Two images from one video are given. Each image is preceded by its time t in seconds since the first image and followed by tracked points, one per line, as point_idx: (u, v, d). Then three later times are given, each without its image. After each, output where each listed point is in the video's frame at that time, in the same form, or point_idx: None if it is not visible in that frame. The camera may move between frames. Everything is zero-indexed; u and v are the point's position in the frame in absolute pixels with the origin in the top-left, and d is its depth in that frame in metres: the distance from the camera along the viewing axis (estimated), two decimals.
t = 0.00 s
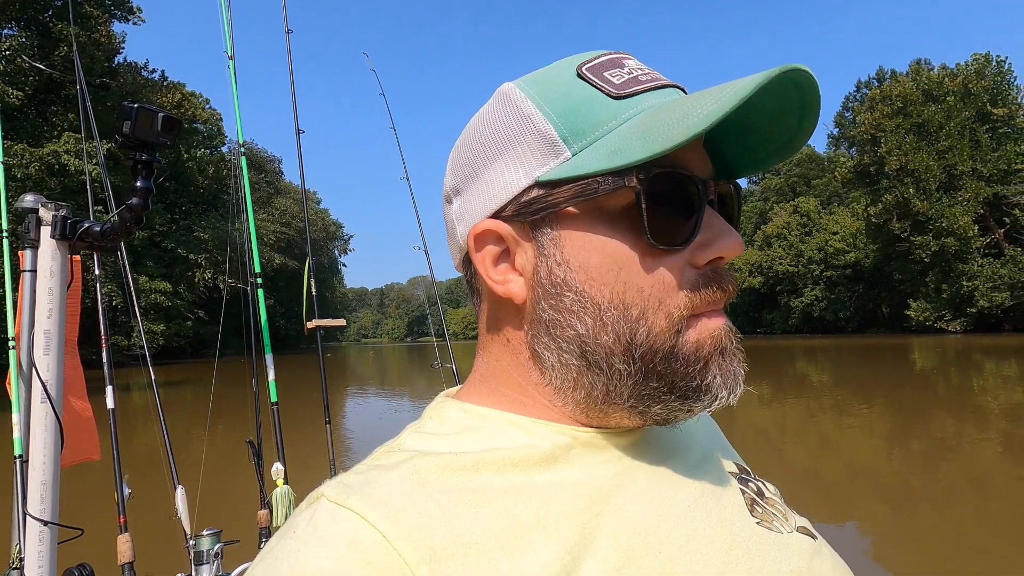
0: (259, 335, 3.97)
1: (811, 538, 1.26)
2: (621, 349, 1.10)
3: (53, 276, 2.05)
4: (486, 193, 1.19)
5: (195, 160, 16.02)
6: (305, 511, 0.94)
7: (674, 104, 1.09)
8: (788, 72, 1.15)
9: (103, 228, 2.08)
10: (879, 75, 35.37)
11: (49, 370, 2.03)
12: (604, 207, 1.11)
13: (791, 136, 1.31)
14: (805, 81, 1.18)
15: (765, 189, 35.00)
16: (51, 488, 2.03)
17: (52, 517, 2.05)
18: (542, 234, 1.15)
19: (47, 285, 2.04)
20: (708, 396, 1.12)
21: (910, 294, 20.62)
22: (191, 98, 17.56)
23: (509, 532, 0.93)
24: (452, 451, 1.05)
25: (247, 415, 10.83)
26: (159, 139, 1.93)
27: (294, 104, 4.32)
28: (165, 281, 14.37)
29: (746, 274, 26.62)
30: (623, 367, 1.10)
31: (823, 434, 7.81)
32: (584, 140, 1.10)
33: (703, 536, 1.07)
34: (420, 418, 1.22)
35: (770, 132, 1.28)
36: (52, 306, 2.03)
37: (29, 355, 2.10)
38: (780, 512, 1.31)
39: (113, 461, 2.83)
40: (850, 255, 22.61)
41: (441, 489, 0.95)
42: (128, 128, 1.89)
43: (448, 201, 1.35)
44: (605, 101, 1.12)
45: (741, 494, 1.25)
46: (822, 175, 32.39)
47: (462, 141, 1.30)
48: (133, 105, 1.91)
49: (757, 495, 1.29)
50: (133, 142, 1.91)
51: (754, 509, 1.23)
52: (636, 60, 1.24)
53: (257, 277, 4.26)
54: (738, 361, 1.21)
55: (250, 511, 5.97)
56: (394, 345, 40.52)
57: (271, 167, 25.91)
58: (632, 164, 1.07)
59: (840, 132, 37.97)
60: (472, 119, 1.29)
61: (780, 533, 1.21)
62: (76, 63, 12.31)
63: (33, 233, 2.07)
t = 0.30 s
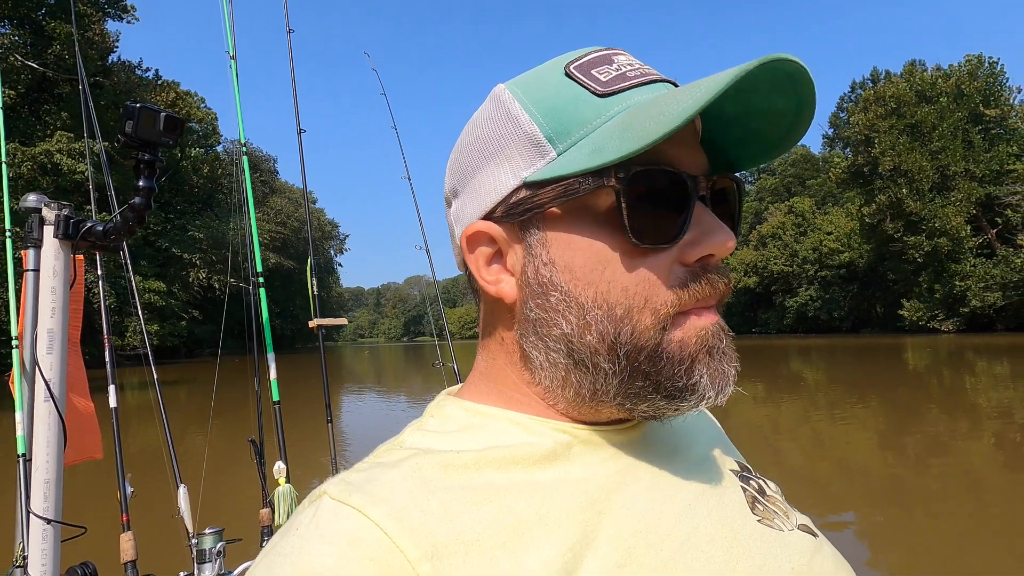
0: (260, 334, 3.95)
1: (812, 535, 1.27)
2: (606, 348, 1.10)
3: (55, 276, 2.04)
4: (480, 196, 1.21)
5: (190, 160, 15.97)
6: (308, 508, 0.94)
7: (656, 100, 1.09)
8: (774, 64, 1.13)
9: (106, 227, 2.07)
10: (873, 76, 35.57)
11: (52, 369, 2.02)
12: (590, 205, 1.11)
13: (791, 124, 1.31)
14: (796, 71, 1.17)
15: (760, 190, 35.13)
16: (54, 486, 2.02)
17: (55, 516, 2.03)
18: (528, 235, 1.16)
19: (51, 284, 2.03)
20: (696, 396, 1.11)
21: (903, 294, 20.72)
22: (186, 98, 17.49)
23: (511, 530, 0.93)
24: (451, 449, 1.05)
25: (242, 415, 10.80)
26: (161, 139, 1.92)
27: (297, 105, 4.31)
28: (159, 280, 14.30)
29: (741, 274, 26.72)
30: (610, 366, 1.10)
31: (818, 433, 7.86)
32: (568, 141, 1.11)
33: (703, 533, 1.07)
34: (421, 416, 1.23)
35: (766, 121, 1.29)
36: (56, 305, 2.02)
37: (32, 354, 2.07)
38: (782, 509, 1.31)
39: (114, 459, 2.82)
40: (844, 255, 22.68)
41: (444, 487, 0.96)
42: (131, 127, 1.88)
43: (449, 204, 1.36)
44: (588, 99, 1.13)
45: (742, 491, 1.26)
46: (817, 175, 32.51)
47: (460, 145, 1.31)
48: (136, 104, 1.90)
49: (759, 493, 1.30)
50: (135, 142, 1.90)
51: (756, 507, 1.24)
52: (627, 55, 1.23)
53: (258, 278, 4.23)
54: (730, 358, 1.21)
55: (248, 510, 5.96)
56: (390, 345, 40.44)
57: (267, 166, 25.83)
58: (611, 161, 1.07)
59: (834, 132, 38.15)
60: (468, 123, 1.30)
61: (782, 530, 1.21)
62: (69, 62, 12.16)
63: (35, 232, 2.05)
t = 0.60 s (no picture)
0: (261, 333, 3.92)
1: (813, 533, 1.28)
2: (586, 352, 1.11)
3: (59, 275, 2.04)
4: (468, 200, 1.24)
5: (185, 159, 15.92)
6: (309, 505, 0.94)
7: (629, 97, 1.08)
8: (744, 52, 1.13)
9: (109, 226, 2.06)
10: (868, 77, 35.75)
11: (55, 367, 2.01)
12: (567, 208, 1.11)
13: (780, 108, 1.32)
14: (771, 56, 1.17)
15: (756, 190, 35.24)
16: (57, 485, 2.00)
17: (58, 514, 2.02)
18: (511, 239, 1.17)
19: (54, 283, 2.03)
20: (677, 403, 1.11)
21: (896, 294, 20.83)
22: (180, 97, 17.41)
23: (512, 527, 0.93)
24: (452, 446, 1.05)
25: (236, 414, 10.76)
26: (163, 139, 1.96)
27: (298, 105, 4.30)
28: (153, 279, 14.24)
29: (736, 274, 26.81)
30: (593, 371, 1.10)
31: (813, 432, 7.89)
32: (544, 144, 1.12)
33: (703, 532, 1.08)
34: (422, 415, 1.23)
35: (753, 109, 1.29)
36: (59, 303, 2.02)
37: (34, 353, 2.06)
38: (782, 507, 1.32)
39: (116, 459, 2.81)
40: (839, 255, 22.73)
41: (444, 484, 0.96)
42: (133, 127, 1.92)
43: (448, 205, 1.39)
44: (562, 99, 1.13)
45: (742, 490, 1.27)
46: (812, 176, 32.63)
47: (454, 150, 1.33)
48: (137, 104, 1.94)
49: (758, 491, 1.31)
50: (137, 141, 1.94)
51: (756, 505, 1.25)
52: (611, 52, 1.23)
53: (262, 277, 4.22)
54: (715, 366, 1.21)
55: (245, 509, 5.95)
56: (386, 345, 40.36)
57: (262, 166, 25.75)
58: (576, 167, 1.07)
59: (829, 133, 38.33)
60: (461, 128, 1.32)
61: (781, 528, 1.22)
62: (62, 61, 12.20)
63: (39, 231, 2.05)
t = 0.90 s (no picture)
0: (264, 333, 3.91)
1: (817, 532, 1.29)
2: (557, 355, 1.13)
3: (62, 274, 2.02)
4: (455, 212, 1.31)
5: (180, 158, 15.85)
6: (315, 505, 0.95)
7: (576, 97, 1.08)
8: (683, 35, 1.11)
9: (112, 226, 2.06)
10: (862, 79, 35.94)
11: (59, 366, 1.99)
12: (526, 215, 1.14)
13: (747, 91, 1.31)
14: (719, 41, 1.16)
15: (751, 191, 35.36)
16: (60, 484, 1.99)
17: (62, 514, 2.01)
18: (485, 246, 1.23)
19: (57, 283, 2.01)
20: (660, 404, 1.12)
21: (890, 295, 20.94)
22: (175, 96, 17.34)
23: (516, 526, 0.94)
24: (458, 447, 1.05)
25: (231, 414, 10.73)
26: (166, 138, 1.97)
27: (300, 106, 4.29)
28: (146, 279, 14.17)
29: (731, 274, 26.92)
30: (567, 373, 1.12)
31: (809, 431, 7.91)
32: (507, 150, 1.14)
33: (708, 532, 1.09)
34: (426, 413, 1.23)
35: (721, 92, 1.29)
36: (62, 302, 2.00)
37: (39, 354, 2.05)
38: (785, 506, 1.33)
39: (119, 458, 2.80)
40: (833, 256, 22.76)
41: (449, 483, 0.96)
42: (136, 127, 1.93)
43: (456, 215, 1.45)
44: (517, 100, 1.14)
45: (746, 489, 1.29)
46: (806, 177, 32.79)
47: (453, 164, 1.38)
48: (140, 104, 1.94)
49: (762, 490, 1.32)
50: (140, 141, 1.95)
51: (759, 504, 1.26)
52: (582, 48, 1.21)
53: (263, 276, 4.21)
54: (693, 364, 1.20)
55: (249, 507, 5.95)
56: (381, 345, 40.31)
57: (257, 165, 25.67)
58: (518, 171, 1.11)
59: (824, 134, 38.52)
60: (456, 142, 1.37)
61: (786, 527, 1.23)
62: (54, 59, 12.20)
63: (42, 231, 2.03)
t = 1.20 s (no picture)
0: (267, 332, 3.90)
1: (820, 529, 1.30)
2: (533, 351, 1.14)
3: (65, 273, 2.02)
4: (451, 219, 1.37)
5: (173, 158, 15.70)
6: (320, 505, 0.96)
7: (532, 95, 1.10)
8: (626, 24, 1.13)
9: (115, 225, 2.07)
10: (857, 80, 36.14)
11: (62, 366, 1.99)
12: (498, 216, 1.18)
13: (707, 74, 1.31)
14: (657, 26, 1.16)
15: (746, 191, 35.49)
16: (63, 483, 2.00)
17: (65, 513, 2.02)
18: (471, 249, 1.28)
19: (60, 282, 2.00)
20: (650, 401, 1.12)
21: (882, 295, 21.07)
22: (169, 94, 17.26)
23: (519, 524, 0.94)
24: (462, 446, 1.05)
25: (226, 413, 10.70)
26: (169, 139, 1.96)
27: (302, 107, 4.29)
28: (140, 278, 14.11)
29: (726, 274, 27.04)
30: (542, 369, 1.13)
31: (803, 431, 7.96)
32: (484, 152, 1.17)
33: (714, 531, 1.09)
34: (428, 412, 1.24)
35: (686, 80, 1.30)
36: (65, 302, 1.99)
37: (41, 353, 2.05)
38: (790, 505, 1.33)
39: (122, 456, 2.79)
40: (827, 257, 22.62)
41: (454, 483, 0.96)
42: (139, 126, 1.91)
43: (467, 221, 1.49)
44: (483, 104, 1.18)
45: (751, 487, 1.29)
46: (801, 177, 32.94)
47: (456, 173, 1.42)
48: (143, 103, 1.93)
49: (768, 488, 1.32)
50: (144, 141, 1.94)
51: (764, 502, 1.26)
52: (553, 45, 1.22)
53: (265, 275, 4.20)
54: (677, 359, 1.20)
55: (250, 506, 5.94)
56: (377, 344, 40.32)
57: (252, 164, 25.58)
58: (485, 171, 1.16)
59: (818, 134, 38.70)
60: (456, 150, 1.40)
61: (791, 526, 1.23)
62: (46, 57, 12.16)
63: (45, 231, 2.01)
